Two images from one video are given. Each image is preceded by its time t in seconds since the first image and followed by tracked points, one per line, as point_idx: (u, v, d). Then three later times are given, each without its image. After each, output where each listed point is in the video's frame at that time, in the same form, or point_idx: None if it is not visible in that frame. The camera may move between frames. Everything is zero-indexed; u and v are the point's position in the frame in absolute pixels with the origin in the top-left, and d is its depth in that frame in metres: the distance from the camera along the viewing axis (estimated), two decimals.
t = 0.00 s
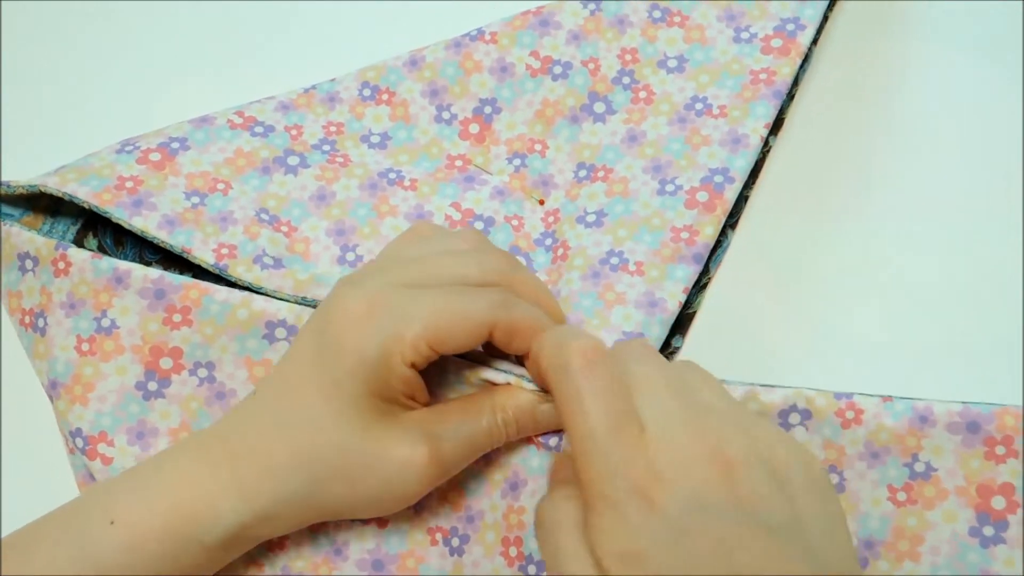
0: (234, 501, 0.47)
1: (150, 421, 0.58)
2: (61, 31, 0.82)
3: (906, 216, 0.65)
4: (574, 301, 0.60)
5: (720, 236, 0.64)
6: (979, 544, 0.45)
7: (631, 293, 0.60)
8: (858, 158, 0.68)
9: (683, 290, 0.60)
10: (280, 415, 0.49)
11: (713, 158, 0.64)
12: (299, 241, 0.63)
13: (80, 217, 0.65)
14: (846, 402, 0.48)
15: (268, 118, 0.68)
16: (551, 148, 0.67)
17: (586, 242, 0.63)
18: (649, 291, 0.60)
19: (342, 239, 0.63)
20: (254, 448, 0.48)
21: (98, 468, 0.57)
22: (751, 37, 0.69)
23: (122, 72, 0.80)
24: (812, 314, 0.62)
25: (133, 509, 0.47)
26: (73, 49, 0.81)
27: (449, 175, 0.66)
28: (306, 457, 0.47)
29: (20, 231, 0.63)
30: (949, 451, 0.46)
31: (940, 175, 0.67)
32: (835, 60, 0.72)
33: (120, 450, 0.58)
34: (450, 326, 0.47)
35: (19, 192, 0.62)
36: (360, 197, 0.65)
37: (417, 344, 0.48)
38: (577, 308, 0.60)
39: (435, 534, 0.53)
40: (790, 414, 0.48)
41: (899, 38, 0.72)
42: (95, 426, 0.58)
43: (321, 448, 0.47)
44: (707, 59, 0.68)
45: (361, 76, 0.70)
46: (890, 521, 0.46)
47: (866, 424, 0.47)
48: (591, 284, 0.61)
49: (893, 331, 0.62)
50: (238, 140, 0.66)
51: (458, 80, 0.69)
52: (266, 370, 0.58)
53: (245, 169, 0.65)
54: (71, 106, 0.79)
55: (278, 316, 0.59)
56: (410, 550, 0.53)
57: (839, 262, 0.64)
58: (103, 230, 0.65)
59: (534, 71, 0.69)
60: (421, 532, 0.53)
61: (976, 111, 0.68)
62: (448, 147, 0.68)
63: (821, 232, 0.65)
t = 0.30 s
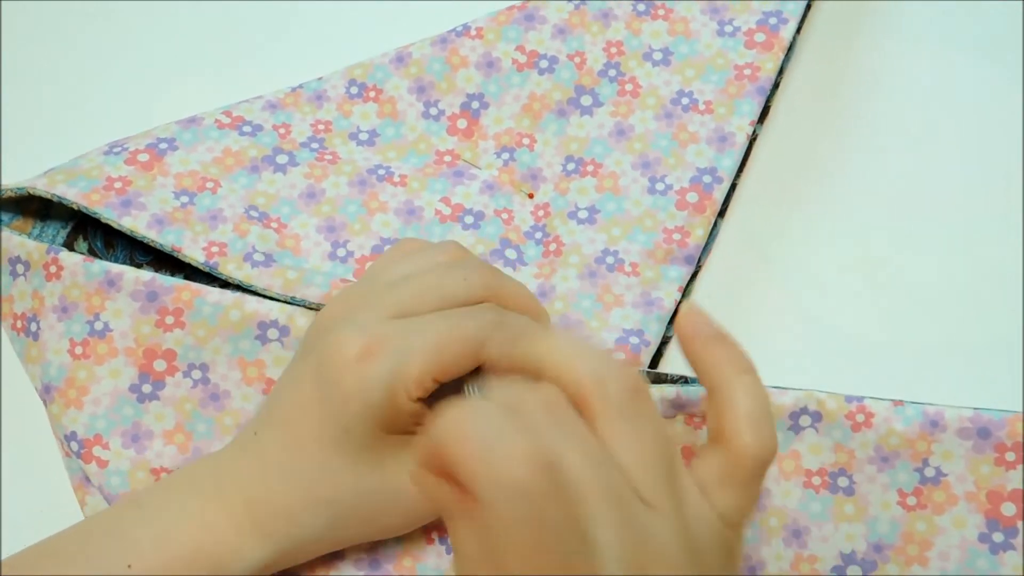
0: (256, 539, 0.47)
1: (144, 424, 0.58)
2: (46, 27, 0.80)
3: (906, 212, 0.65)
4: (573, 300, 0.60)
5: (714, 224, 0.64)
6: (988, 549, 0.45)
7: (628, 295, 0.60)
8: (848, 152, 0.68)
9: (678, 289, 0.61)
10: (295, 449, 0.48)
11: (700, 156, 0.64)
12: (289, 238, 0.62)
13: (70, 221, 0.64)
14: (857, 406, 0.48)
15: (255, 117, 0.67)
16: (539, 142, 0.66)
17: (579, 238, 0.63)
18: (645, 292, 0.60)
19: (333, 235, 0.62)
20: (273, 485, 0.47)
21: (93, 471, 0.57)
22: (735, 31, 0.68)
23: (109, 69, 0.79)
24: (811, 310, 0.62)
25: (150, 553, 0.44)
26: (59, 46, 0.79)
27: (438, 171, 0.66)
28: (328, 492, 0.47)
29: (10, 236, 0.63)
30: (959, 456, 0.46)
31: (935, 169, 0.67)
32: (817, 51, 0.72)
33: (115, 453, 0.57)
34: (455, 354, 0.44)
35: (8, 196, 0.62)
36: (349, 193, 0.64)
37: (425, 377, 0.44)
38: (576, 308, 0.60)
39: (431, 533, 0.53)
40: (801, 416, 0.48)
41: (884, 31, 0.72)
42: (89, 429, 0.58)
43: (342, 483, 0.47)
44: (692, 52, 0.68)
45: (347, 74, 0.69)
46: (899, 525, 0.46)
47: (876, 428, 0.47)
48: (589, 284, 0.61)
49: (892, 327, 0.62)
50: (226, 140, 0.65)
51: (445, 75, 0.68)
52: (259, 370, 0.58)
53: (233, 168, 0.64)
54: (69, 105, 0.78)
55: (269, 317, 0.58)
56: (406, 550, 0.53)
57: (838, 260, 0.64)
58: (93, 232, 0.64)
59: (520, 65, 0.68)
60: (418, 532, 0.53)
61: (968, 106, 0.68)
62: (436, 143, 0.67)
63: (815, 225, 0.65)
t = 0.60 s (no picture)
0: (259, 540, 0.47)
1: (145, 424, 0.58)
2: (45, 28, 0.80)
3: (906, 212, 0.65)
4: (572, 301, 0.60)
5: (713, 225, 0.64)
6: (989, 549, 0.45)
7: (628, 295, 0.60)
8: (846, 152, 0.68)
9: (678, 289, 0.61)
10: (295, 451, 0.48)
11: (699, 156, 0.65)
12: (289, 238, 0.62)
13: (69, 221, 0.64)
14: (858, 405, 0.47)
15: (254, 117, 0.67)
16: (538, 141, 0.66)
17: (579, 238, 0.63)
18: (645, 292, 0.60)
19: (333, 235, 0.62)
20: (274, 486, 0.47)
21: (95, 471, 0.57)
22: (734, 30, 0.68)
23: (107, 68, 0.78)
24: (811, 310, 0.63)
25: (153, 555, 0.45)
26: (58, 47, 0.79)
27: (437, 170, 0.66)
28: (329, 492, 0.47)
29: (10, 238, 0.63)
30: (960, 456, 0.46)
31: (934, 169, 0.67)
32: (817, 50, 0.72)
33: (115, 454, 0.57)
34: (453, 354, 0.46)
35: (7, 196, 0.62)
36: (349, 193, 0.64)
37: (424, 379, 0.46)
38: (576, 309, 0.60)
39: (432, 532, 0.53)
40: (801, 416, 0.48)
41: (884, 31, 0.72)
42: (90, 430, 0.58)
43: (343, 484, 0.47)
44: (691, 52, 0.68)
45: (347, 74, 0.69)
46: (899, 525, 0.46)
47: (877, 428, 0.47)
48: (589, 284, 0.61)
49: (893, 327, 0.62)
50: (225, 140, 0.65)
51: (444, 75, 0.68)
52: (260, 371, 0.58)
53: (232, 168, 0.64)
54: (67, 106, 0.78)
55: (270, 317, 0.58)
56: (406, 549, 0.52)
57: (838, 260, 0.64)
58: (92, 233, 0.64)
59: (519, 65, 0.68)
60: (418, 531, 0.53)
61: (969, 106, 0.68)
62: (436, 143, 0.67)
63: (814, 223, 0.65)
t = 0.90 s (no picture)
0: (257, 528, 0.47)
1: (144, 424, 0.58)
2: (42, 27, 0.80)
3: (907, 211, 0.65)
4: (570, 298, 0.61)
5: (711, 221, 0.64)
6: (988, 546, 0.45)
7: (625, 292, 0.60)
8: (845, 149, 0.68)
9: (675, 285, 0.61)
10: (294, 439, 0.48)
11: (696, 154, 0.65)
12: (289, 239, 0.62)
13: (66, 222, 0.65)
14: (856, 404, 0.47)
15: (252, 117, 0.67)
16: (535, 140, 0.66)
17: (577, 237, 0.63)
18: (643, 289, 0.60)
19: (332, 235, 0.62)
20: (273, 475, 0.47)
21: (93, 471, 0.57)
22: (731, 27, 0.68)
23: (106, 67, 0.78)
24: (810, 309, 0.63)
25: (151, 543, 0.45)
26: (56, 46, 0.79)
27: (435, 169, 0.66)
28: (328, 481, 0.47)
29: (9, 237, 0.63)
30: (958, 454, 0.46)
31: (932, 166, 0.67)
32: (813, 46, 0.72)
33: (114, 454, 0.57)
34: (456, 343, 0.46)
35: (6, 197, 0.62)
36: (348, 193, 0.64)
37: (427, 364, 0.46)
38: (574, 306, 0.60)
39: (430, 531, 0.53)
40: (800, 415, 0.48)
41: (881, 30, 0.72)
42: (89, 430, 0.58)
43: (340, 472, 0.47)
44: (688, 49, 0.68)
45: (344, 73, 0.69)
46: (898, 523, 0.47)
47: (875, 426, 0.47)
48: (586, 282, 0.61)
49: (891, 325, 0.62)
50: (224, 139, 0.65)
51: (442, 74, 0.68)
52: (260, 371, 0.58)
53: (231, 168, 0.64)
54: (66, 106, 0.77)
55: (270, 317, 0.58)
56: (405, 548, 0.53)
57: (838, 261, 0.64)
58: (90, 233, 0.64)
59: (516, 63, 0.68)
60: (417, 529, 0.53)
61: (966, 103, 0.68)
62: (434, 141, 0.67)
63: (811, 221, 0.66)
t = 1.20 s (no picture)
0: (259, 528, 0.46)
1: (145, 424, 0.57)
2: (35, 24, 0.79)
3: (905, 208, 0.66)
4: (571, 295, 0.60)
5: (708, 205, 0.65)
6: (988, 547, 0.46)
7: (625, 286, 0.60)
8: (840, 138, 0.68)
9: (673, 278, 0.61)
10: (296, 435, 0.47)
11: (689, 145, 0.64)
12: (289, 239, 0.62)
13: (61, 225, 0.65)
14: (856, 405, 0.48)
15: (247, 116, 0.66)
16: (529, 133, 0.66)
17: (575, 232, 0.63)
18: (642, 282, 0.61)
19: (331, 235, 0.62)
20: (275, 472, 0.47)
21: (93, 470, 0.56)
22: (720, 18, 0.68)
23: (101, 66, 0.78)
24: (810, 305, 0.63)
25: (150, 546, 0.45)
26: (54, 46, 0.78)
27: (431, 165, 0.65)
28: (331, 477, 0.47)
29: (9, 238, 0.62)
30: (958, 455, 0.46)
31: (930, 163, 0.67)
32: (802, 39, 0.73)
33: (116, 453, 0.57)
34: (476, 335, 0.47)
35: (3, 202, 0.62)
36: (345, 191, 0.64)
37: (446, 356, 0.47)
38: (575, 304, 0.60)
39: (432, 530, 0.53)
40: (802, 417, 0.49)
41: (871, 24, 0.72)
42: (90, 429, 0.57)
43: (345, 464, 0.47)
44: (678, 40, 0.68)
45: (337, 70, 0.68)
46: (899, 524, 0.47)
47: (875, 427, 0.48)
48: (586, 278, 0.61)
49: (891, 322, 0.62)
50: (219, 140, 0.65)
51: (433, 69, 0.68)
52: (262, 370, 0.58)
53: (227, 169, 0.64)
54: (65, 105, 0.77)
55: (273, 317, 0.58)
56: (407, 547, 0.53)
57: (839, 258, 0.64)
58: (87, 236, 0.64)
59: (508, 57, 0.68)
60: (419, 528, 0.53)
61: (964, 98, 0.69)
62: (428, 137, 0.67)
63: (811, 215, 0.66)
